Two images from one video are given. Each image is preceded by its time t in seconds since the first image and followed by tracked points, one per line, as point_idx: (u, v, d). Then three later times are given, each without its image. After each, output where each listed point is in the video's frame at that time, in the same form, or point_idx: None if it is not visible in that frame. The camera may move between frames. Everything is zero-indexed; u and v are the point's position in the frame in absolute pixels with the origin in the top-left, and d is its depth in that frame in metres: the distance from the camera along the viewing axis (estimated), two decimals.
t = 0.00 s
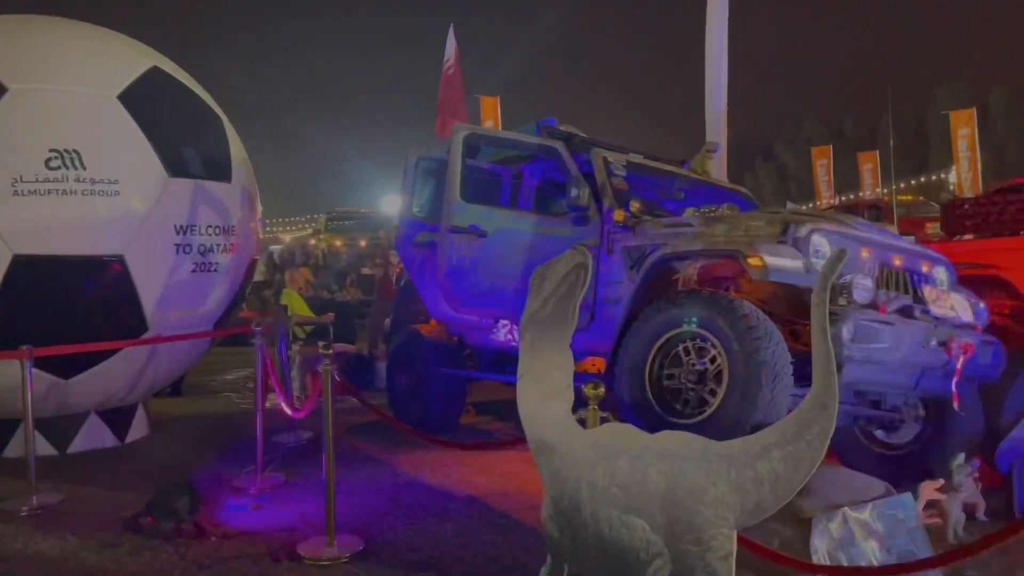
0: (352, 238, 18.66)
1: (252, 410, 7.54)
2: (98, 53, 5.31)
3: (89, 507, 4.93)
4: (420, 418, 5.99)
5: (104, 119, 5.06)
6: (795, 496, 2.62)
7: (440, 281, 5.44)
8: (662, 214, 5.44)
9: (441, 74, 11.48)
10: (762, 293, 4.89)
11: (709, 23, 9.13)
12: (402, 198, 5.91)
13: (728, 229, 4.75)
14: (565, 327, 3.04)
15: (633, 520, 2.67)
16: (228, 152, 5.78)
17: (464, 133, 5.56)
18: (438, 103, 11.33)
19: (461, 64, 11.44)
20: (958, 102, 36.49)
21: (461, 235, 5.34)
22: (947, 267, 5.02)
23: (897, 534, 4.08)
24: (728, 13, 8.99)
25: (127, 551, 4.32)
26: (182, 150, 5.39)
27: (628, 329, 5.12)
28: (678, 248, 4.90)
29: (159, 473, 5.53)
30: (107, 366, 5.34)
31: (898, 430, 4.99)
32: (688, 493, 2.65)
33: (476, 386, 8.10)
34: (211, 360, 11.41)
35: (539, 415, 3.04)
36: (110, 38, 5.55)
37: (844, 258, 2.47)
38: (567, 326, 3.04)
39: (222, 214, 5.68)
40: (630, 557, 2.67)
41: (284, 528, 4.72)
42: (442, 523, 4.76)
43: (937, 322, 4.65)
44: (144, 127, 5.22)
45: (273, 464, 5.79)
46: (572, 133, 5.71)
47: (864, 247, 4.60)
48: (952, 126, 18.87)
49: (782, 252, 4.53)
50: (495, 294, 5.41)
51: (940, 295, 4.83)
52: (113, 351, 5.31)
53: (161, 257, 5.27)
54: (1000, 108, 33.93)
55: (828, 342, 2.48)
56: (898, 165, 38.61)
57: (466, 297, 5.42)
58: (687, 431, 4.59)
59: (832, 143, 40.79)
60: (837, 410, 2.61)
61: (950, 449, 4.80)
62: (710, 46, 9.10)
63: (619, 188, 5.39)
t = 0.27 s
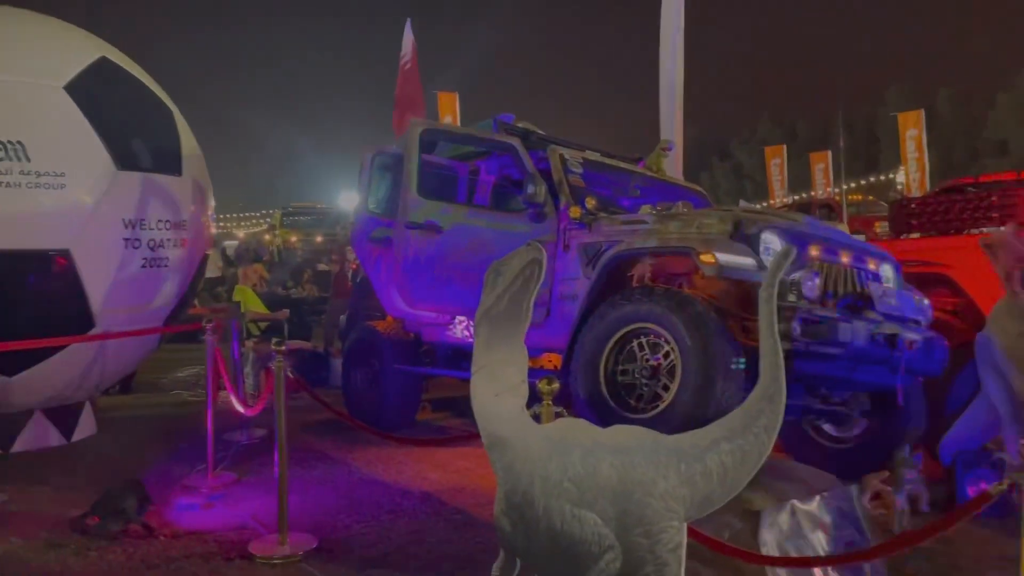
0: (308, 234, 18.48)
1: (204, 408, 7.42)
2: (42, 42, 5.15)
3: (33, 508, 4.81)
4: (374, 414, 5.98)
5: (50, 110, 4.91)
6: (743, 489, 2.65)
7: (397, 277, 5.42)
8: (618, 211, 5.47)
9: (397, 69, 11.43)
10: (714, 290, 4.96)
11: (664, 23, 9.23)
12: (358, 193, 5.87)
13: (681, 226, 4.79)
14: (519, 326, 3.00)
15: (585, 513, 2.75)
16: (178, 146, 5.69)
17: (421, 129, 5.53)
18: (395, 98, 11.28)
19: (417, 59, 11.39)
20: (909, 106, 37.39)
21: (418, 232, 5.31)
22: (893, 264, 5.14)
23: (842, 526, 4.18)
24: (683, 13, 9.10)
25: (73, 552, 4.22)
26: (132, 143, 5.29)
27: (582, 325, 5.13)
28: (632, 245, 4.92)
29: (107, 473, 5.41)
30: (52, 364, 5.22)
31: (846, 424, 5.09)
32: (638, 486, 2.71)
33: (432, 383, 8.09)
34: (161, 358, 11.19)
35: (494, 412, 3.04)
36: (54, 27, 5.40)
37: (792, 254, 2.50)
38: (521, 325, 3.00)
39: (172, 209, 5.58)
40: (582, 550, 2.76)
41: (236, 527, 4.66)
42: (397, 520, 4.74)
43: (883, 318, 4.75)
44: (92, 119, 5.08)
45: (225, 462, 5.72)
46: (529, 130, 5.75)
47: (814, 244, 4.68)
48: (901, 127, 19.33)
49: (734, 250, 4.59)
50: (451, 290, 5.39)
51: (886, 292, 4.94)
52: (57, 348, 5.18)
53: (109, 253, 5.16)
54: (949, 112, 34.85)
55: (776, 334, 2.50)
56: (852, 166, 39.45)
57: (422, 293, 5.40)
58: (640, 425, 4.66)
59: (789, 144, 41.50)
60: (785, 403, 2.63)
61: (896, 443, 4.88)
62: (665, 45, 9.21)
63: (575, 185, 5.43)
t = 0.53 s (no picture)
0: (271, 231, 18.28)
1: (161, 407, 7.30)
2: None
3: None
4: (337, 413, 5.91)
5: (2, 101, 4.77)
6: (699, 482, 2.75)
7: (360, 273, 5.40)
8: (580, 209, 5.50)
9: (360, 65, 11.37)
10: (674, 287, 5.07)
11: (626, 22, 9.29)
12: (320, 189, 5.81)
13: (641, 225, 4.84)
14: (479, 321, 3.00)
15: (545, 509, 2.78)
16: (134, 141, 5.60)
17: (383, 125, 5.51)
18: (357, 93, 11.20)
19: (380, 55, 11.33)
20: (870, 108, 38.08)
21: (380, 228, 5.30)
22: (847, 263, 5.27)
23: (797, 519, 4.18)
24: (645, 13, 9.17)
25: (23, 554, 4.12)
26: (87, 138, 5.19)
27: (544, 322, 5.16)
28: (594, 243, 4.95)
29: (60, 474, 5.30)
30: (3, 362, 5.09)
31: (803, 418, 5.14)
32: (597, 482, 2.76)
33: (394, 381, 8.06)
34: (116, 356, 10.97)
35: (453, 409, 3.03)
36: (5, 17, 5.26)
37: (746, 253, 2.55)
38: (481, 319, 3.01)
39: (128, 204, 5.49)
40: (541, 545, 2.80)
41: (193, 527, 4.60)
42: (358, 518, 4.72)
43: (839, 315, 4.84)
44: (45, 112, 4.96)
45: (182, 462, 5.64)
46: (492, 128, 5.78)
47: (770, 243, 4.77)
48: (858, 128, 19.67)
49: (694, 247, 4.61)
50: (413, 288, 5.38)
51: (841, 290, 5.05)
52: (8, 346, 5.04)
53: (62, 248, 5.04)
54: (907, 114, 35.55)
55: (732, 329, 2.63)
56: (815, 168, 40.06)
57: (386, 290, 5.40)
58: (600, 421, 4.69)
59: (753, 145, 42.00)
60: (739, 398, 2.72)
61: (850, 438, 4.99)
62: (627, 44, 9.27)
63: (538, 183, 5.45)
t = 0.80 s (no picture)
0: (237, 230, 18.08)
1: (123, 408, 7.19)
2: None
3: None
4: (304, 414, 5.86)
5: None
6: (662, 481, 2.82)
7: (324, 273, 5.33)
8: (548, 210, 5.54)
9: (327, 63, 11.31)
10: (639, 287, 5.07)
11: (593, 25, 9.36)
12: (285, 187, 5.76)
13: (608, 225, 4.88)
14: (444, 320, 3.12)
15: (509, 508, 2.86)
16: (95, 137, 5.53)
17: (350, 124, 5.46)
18: (324, 92, 11.15)
19: (347, 54, 11.29)
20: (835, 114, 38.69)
21: (347, 228, 5.27)
22: (809, 264, 5.39)
23: (759, 516, 4.26)
24: (612, 16, 9.25)
25: None
26: (47, 133, 5.11)
27: (511, 322, 5.18)
28: (561, 244, 4.97)
29: (17, 476, 5.20)
30: None
31: (765, 417, 5.23)
32: (561, 480, 2.83)
33: (360, 381, 8.03)
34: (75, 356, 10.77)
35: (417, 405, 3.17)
36: None
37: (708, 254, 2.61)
38: (445, 318, 3.13)
39: (89, 202, 5.40)
40: (505, 543, 2.89)
41: (154, 528, 4.54)
42: (322, 518, 4.69)
43: (800, 315, 4.92)
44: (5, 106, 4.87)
45: (143, 463, 5.57)
46: (460, 128, 5.80)
47: (734, 244, 4.85)
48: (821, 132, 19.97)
49: (659, 248, 4.64)
50: (381, 287, 5.38)
51: (802, 290, 5.13)
52: None
53: (22, 245, 4.90)
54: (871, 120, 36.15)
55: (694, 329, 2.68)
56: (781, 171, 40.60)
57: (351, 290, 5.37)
58: (565, 420, 4.70)
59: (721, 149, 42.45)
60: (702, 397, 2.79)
61: (813, 436, 5.08)
62: (595, 46, 9.33)
63: (505, 183, 5.48)
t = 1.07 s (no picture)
0: (207, 230, 17.89)
1: (87, 409, 7.07)
2: None
3: None
4: (273, 415, 5.83)
5: None
6: (630, 480, 2.85)
7: (294, 273, 5.29)
8: (520, 211, 5.52)
9: (298, 62, 11.25)
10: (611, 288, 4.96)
11: (566, 26, 9.39)
12: (254, 185, 5.71)
13: (580, 226, 4.89)
14: (414, 320, 3.12)
15: (478, 509, 2.90)
16: (60, 134, 5.43)
17: (321, 122, 5.41)
18: (295, 90, 11.09)
19: (318, 52, 11.23)
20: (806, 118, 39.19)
21: (317, 227, 5.24)
22: (778, 266, 5.45)
23: (727, 515, 4.30)
24: (584, 17, 9.29)
25: None
26: (10, 129, 5.00)
27: (483, 322, 5.18)
28: (532, 244, 4.99)
29: None
30: None
31: (734, 417, 5.26)
32: (530, 480, 2.87)
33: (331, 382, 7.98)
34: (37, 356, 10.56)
35: (388, 406, 3.16)
36: None
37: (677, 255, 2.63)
38: (416, 318, 3.13)
39: (54, 199, 5.30)
40: (474, 544, 2.92)
41: (118, 531, 4.46)
42: (291, 521, 4.65)
43: (768, 316, 4.98)
44: None
45: (108, 465, 5.48)
46: (432, 128, 5.79)
47: (705, 245, 4.87)
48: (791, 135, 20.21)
49: (631, 250, 4.72)
50: (351, 287, 5.36)
51: (772, 291, 5.18)
52: None
53: None
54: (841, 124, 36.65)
55: (662, 328, 2.72)
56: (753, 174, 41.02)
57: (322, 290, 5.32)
58: (537, 420, 4.71)
59: (695, 151, 42.79)
60: (670, 396, 2.82)
61: (779, 436, 5.16)
62: (567, 48, 9.36)
63: (477, 184, 5.46)
